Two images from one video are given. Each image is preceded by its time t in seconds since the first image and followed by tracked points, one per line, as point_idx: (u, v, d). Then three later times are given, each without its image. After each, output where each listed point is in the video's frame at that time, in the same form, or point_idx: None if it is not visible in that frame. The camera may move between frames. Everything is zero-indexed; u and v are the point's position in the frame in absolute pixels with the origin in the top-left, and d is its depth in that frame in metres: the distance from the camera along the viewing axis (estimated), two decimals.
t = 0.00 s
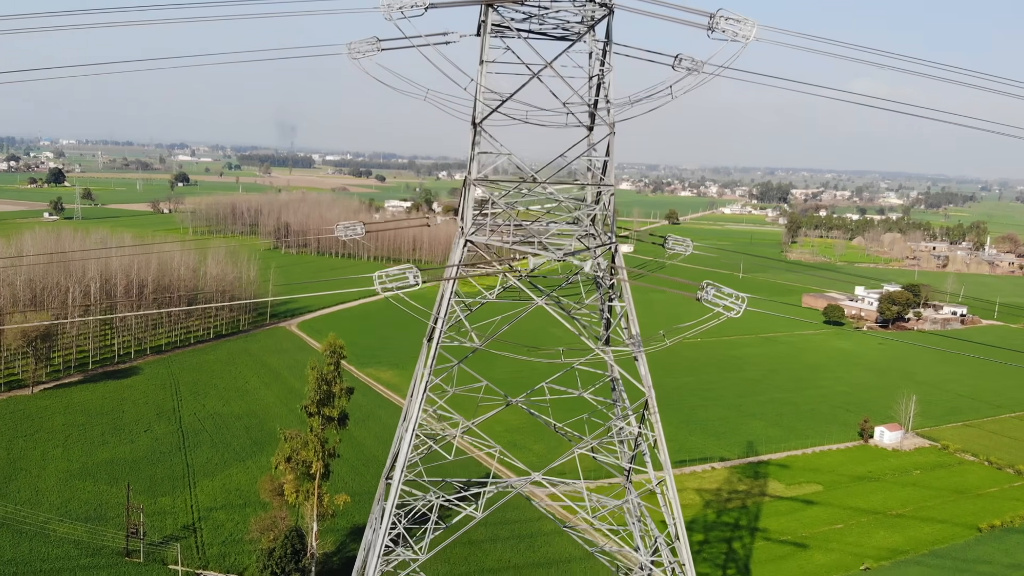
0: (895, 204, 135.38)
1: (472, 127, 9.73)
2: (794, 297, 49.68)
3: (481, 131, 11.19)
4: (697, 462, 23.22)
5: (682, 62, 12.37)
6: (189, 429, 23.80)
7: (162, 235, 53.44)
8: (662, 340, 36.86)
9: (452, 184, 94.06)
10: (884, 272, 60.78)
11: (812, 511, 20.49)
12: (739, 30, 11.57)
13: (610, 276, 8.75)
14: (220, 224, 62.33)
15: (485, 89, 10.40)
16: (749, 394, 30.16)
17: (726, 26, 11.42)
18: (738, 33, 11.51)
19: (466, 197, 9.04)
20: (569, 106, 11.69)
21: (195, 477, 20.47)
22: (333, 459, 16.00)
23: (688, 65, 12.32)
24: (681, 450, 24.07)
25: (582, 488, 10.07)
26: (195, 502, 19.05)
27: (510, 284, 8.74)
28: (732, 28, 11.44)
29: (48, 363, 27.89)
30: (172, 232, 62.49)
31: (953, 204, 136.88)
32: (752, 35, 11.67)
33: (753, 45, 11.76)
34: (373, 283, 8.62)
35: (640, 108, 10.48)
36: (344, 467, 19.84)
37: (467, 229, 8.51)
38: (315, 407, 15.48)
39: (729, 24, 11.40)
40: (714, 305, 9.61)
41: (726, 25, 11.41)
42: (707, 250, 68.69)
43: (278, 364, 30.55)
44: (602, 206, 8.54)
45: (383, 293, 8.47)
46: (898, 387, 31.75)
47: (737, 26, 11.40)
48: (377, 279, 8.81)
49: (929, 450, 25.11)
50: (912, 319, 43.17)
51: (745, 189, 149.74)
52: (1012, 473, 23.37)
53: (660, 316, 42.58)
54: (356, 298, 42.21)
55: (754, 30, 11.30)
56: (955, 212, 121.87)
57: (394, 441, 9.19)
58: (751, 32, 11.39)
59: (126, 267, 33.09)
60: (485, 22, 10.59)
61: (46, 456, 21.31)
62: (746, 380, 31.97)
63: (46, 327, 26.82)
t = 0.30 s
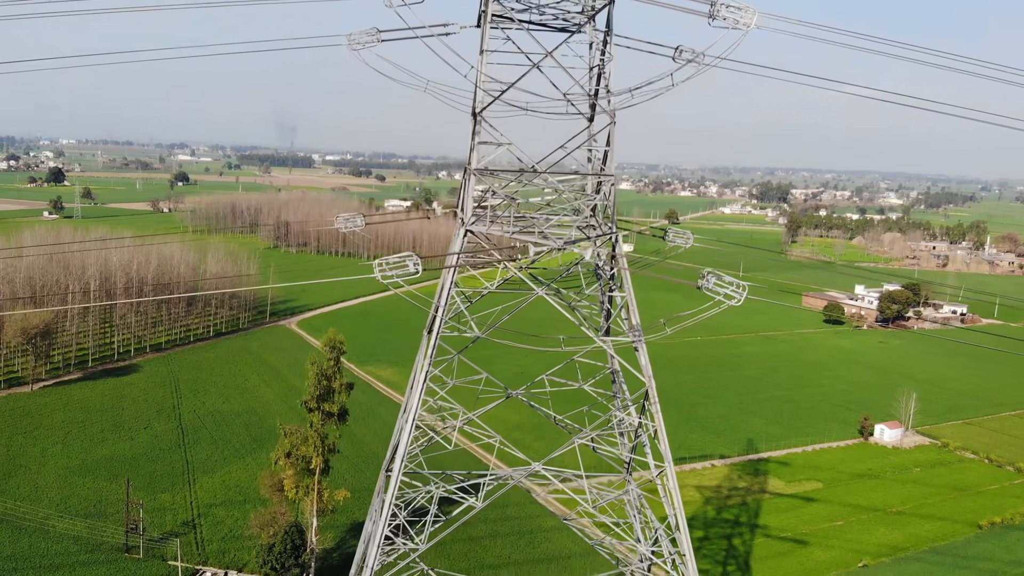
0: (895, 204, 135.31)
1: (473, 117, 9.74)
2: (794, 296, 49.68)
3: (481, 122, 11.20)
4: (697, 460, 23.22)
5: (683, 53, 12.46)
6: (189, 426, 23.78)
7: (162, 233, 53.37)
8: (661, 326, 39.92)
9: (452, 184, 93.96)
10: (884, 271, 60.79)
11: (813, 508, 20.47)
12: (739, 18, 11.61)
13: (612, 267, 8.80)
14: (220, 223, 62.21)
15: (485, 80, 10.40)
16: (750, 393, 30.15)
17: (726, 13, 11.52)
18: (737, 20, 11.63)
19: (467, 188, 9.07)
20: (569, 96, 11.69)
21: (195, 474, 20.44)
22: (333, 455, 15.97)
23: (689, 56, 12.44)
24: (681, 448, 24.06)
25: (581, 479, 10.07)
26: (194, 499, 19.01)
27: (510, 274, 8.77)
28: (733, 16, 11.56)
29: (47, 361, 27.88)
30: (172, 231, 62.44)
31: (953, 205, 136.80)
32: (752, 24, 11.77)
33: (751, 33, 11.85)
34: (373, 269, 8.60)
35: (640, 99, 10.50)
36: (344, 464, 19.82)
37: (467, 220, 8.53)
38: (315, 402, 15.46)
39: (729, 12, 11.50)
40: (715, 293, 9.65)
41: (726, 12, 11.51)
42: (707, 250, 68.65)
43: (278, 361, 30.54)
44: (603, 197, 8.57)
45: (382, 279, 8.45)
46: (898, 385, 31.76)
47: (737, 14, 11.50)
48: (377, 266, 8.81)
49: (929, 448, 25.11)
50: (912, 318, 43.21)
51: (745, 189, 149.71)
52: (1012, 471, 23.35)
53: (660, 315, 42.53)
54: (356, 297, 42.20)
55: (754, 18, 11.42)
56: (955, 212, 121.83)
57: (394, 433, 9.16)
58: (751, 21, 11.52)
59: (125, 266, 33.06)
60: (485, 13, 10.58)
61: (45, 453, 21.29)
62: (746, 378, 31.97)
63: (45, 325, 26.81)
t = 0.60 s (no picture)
0: (894, 204, 135.23)
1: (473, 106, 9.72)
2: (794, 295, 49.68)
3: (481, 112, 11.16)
4: (697, 457, 23.22)
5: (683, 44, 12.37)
6: (189, 423, 23.77)
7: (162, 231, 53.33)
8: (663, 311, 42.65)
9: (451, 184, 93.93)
10: (884, 270, 60.83)
11: (813, 505, 20.46)
12: (739, 6, 11.53)
13: (613, 257, 8.81)
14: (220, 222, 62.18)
15: (485, 71, 10.36)
16: (750, 390, 30.15)
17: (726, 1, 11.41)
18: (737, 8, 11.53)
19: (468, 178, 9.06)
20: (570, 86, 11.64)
21: (195, 471, 20.42)
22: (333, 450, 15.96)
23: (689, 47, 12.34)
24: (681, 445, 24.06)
25: (580, 469, 10.05)
26: (194, 496, 19.00)
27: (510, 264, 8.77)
28: (733, 4, 11.46)
29: (47, 358, 27.87)
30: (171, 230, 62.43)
31: (953, 204, 136.70)
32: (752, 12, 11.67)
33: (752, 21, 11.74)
34: (373, 257, 8.59)
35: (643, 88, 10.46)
36: (344, 461, 19.81)
37: (467, 209, 8.53)
38: (315, 397, 15.46)
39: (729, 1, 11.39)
40: (716, 281, 9.64)
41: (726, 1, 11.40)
42: (707, 249, 68.66)
43: (277, 359, 30.54)
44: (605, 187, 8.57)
45: (382, 267, 8.44)
46: (898, 383, 31.75)
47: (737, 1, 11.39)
48: (376, 254, 8.78)
49: (929, 445, 25.10)
50: (912, 317, 43.22)
51: (745, 189, 149.73)
52: (1012, 468, 23.34)
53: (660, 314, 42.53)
54: (356, 295, 42.20)
55: (754, 6, 11.31)
56: (955, 212, 121.75)
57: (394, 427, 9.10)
58: (751, 9, 11.40)
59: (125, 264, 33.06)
60: (485, 2, 10.50)
61: (45, 450, 21.27)
62: (746, 376, 31.96)
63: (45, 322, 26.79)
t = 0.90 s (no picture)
0: (894, 203, 135.32)
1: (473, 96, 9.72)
2: (794, 294, 49.67)
3: (481, 103, 11.17)
4: (697, 454, 23.22)
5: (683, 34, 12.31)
6: (188, 420, 23.76)
7: (161, 230, 53.31)
8: (662, 300, 44.47)
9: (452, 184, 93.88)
10: (885, 269, 60.84)
11: (813, 501, 20.45)
12: None
13: (612, 248, 8.83)
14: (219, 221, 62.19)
15: (484, 60, 10.32)
16: (749, 388, 30.16)
17: None
18: None
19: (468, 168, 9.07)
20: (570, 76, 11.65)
21: (195, 467, 20.41)
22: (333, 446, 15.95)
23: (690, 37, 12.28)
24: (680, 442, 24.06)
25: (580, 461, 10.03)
26: (194, 492, 18.99)
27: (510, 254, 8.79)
28: None
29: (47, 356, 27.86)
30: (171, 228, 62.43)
31: (953, 204, 136.64)
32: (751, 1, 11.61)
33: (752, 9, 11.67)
34: (373, 245, 8.58)
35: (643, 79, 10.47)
36: (344, 457, 19.81)
37: (467, 199, 8.54)
38: (315, 392, 15.43)
39: None
40: (717, 271, 9.64)
41: None
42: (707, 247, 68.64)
43: (277, 357, 30.52)
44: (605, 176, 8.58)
45: (382, 255, 8.45)
46: (897, 381, 31.74)
47: None
48: (377, 242, 8.77)
49: (929, 442, 25.08)
50: (912, 315, 43.24)
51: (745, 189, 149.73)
52: (1013, 465, 23.31)
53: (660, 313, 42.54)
54: (356, 293, 42.20)
55: None
56: (955, 212, 121.70)
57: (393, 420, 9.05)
58: None
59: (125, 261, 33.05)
60: None
61: (45, 446, 21.26)
62: (746, 374, 31.97)
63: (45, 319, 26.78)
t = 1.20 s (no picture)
0: (894, 203, 135.13)
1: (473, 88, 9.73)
2: (794, 293, 49.62)
3: (481, 94, 11.21)
4: (697, 451, 23.22)
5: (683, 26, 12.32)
6: (188, 417, 23.74)
7: (161, 228, 53.31)
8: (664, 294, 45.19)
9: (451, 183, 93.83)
10: (885, 268, 60.84)
11: (813, 498, 20.45)
12: None
13: (613, 238, 8.89)
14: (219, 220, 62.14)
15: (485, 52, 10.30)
16: (749, 386, 30.19)
17: None
18: None
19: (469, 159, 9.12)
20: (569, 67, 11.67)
21: (195, 464, 20.39)
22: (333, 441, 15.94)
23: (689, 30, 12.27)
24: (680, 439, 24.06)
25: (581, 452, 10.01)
26: (193, 488, 18.98)
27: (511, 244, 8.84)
28: None
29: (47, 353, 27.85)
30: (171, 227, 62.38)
31: (953, 204, 136.61)
32: None
33: None
34: (373, 234, 8.59)
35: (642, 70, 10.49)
36: (344, 453, 19.81)
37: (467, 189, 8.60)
38: (315, 388, 15.41)
39: None
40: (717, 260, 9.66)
41: None
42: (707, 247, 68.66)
43: (277, 355, 30.51)
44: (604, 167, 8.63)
45: (381, 243, 8.47)
46: (897, 379, 31.75)
47: None
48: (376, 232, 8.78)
49: (929, 440, 25.07)
50: (912, 314, 43.23)
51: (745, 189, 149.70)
52: (1013, 462, 23.30)
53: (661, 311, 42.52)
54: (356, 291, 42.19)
55: None
56: (955, 212, 121.59)
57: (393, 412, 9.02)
58: None
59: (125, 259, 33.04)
60: None
61: (44, 443, 21.24)
62: (746, 372, 31.97)
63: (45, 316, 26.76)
